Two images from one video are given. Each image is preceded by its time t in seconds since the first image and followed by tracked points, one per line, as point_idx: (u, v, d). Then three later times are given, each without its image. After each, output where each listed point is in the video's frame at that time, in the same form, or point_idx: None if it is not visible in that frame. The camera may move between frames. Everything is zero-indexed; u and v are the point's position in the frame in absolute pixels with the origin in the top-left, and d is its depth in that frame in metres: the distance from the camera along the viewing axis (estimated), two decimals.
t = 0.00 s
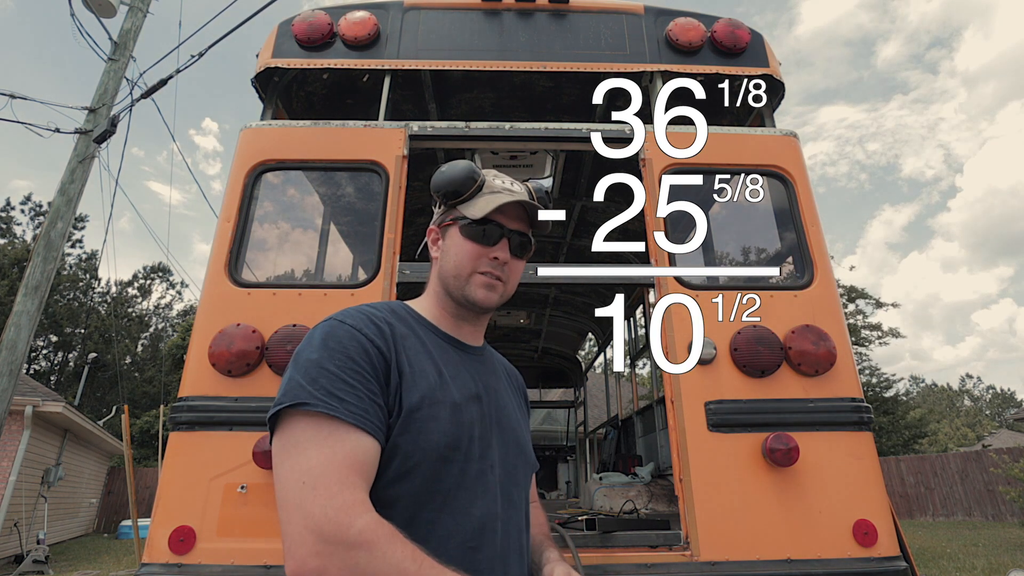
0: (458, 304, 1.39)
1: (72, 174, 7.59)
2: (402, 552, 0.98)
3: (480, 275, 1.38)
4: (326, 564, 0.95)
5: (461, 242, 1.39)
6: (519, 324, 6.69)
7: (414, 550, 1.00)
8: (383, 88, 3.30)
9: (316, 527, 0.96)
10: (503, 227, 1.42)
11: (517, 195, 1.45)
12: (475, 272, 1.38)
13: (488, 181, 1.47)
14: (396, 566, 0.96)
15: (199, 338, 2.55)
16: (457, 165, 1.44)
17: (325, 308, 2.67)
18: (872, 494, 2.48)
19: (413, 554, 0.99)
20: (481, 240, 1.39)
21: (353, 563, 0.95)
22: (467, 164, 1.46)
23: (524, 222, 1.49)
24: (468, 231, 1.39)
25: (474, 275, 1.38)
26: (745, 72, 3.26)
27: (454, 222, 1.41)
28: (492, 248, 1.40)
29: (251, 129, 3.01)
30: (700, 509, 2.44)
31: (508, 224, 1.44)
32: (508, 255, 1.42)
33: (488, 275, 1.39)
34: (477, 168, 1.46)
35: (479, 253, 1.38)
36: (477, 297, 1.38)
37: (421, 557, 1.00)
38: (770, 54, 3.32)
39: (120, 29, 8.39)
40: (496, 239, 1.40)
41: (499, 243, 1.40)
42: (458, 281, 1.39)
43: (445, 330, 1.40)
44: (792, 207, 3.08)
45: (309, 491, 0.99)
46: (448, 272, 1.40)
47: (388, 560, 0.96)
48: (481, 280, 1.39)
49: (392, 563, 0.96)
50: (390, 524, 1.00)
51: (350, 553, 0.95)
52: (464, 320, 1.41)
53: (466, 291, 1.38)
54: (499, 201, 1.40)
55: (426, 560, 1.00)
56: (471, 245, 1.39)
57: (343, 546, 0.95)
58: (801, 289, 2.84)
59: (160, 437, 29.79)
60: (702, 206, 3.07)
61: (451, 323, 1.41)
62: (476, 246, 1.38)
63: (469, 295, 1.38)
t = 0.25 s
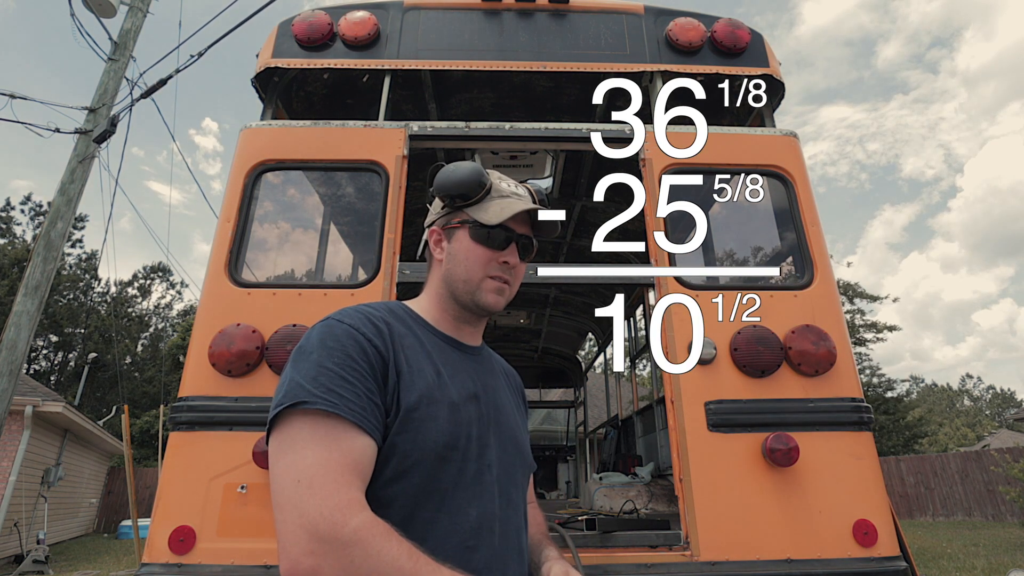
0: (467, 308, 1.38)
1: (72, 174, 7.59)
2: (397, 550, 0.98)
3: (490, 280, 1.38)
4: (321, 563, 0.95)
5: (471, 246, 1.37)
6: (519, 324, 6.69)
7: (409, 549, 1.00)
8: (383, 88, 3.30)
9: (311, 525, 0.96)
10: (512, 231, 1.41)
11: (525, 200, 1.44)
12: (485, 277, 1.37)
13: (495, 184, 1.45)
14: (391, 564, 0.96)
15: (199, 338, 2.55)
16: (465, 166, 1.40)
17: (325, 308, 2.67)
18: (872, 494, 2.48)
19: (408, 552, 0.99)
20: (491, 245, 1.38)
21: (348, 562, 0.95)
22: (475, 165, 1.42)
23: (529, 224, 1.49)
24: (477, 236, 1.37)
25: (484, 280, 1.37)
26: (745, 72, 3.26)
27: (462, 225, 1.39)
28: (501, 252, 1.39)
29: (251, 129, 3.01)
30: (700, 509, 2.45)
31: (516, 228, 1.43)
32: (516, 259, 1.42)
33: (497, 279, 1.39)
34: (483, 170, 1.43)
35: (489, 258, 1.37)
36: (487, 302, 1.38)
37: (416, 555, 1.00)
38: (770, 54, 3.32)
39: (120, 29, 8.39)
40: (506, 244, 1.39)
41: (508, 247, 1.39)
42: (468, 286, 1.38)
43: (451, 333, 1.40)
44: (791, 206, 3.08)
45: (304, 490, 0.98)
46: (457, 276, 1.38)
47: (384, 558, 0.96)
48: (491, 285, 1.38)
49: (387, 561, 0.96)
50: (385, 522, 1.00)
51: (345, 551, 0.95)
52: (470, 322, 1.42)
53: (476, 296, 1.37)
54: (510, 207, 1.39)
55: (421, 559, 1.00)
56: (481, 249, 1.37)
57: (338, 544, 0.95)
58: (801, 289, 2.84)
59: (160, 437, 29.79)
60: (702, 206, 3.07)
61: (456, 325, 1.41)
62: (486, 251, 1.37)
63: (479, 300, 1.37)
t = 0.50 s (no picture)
0: (467, 309, 1.38)
1: (72, 174, 7.59)
2: (398, 547, 0.97)
3: (490, 282, 1.38)
4: (320, 561, 0.94)
5: (471, 247, 1.37)
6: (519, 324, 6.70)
7: (410, 546, 1.00)
8: (383, 88, 3.30)
9: (311, 523, 0.96)
10: (512, 232, 1.41)
11: (525, 201, 1.44)
12: (485, 278, 1.37)
13: (495, 185, 1.45)
14: (391, 561, 0.96)
15: (198, 338, 2.55)
16: (465, 166, 1.39)
17: (325, 308, 2.67)
18: (872, 494, 2.48)
19: (408, 549, 0.99)
20: (491, 245, 1.38)
21: (348, 560, 0.94)
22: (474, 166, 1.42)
23: (529, 226, 1.49)
24: (477, 236, 1.37)
25: (484, 281, 1.37)
26: (745, 72, 3.26)
27: (462, 226, 1.39)
28: (502, 253, 1.39)
29: (251, 129, 3.01)
30: (700, 509, 2.45)
31: (516, 229, 1.43)
32: (516, 260, 1.42)
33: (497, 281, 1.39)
34: (483, 171, 1.43)
35: (489, 259, 1.37)
36: (487, 303, 1.38)
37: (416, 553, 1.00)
38: (770, 54, 3.32)
39: (120, 29, 8.39)
40: (506, 246, 1.39)
41: (508, 248, 1.39)
42: (467, 287, 1.38)
43: (450, 332, 1.40)
44: (791, 207, 3.08)
45: (304, 488, 0.98)
46: (456, 277, 1.38)
47: (383, 556, 0.96)
48: (491, 286, 1.38)
49: (388, 558, 0.96)
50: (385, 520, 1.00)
51: (345, 549, 0.95)
52: (469, 322, 1.42)
53: (476, 297, 1.37)
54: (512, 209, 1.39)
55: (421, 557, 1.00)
56: (481, 250, 1.37)
57: (338, 543, 0.95)
58: (801, 289, 2.84)
59: (160, 437, 29.79)
60: (702, 206, 3.07)
61: (455, 324, 1.41)
62: (486, 252, 1.37)
63: (479, 301, 1.37)
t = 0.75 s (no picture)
0: (464, 311, 1.39)
1: (72, 174, 7.59)
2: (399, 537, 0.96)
3: (487, 285, 1.38)
4: (318, 558, 0.92)
5: (469, 249, 1.37)
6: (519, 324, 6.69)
7: (410, 536, 0.98)
8: (383, 88, 3.30)
9: (308, 519, 0.94)
10: (511, 236, 1.40)
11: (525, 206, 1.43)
12: (483, 282, 1.37)
13: (496, 187, 1.44)
14: (391, 551, 0.94)
15: (198, 338, 2.55)
16: (466, 167, 1.38)
17: (325, 308, 2.67)
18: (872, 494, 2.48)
19: (408, 538, 0.97)
20: (490, 249, 1.37)
21: (348, 554, 0.93)
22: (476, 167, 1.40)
23: (529, 228, 1.48)
24: (476, 239, 1.37)
25: (482, 284, 1.37)
26: (745, 72, 3.26)
27: (461, 228, 1.39)
28: (500, 257, 1.38)
29: (251, 129, 3.01)
30: (700, 509, 2.45)
31: (515, 233, 1.43)
32: (514, 263, 1.42)
33: (495, 284, 1.39)
34: (485, 172, 1.42)
35: (487, 262, 1.37)
36: (484, 307, 1.38)
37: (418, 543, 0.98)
38: (770, 54, 3.32)
39: (120, 29, 8.39)
40: (505, 250, 1.38)
41: (507, 252, 1.39)
42: (465, 289, 1.38)
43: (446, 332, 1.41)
44: (791, 207, 3.08)
45: (302, 485, 0.97)
46: (454, 279, 1.38)
47: (383, 546, 0.94)
48: (488, 289, 1.38)
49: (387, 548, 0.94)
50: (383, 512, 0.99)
51: (343, 543, 0.93)
52: (466, 323, 1.42)
53: (473, 300, 1.38)
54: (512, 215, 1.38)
55: (424, 546, 0.98)
56: (479, 253, 1.37)
57: (337, 537, 0.93)
58: (801, 289, 2.84)
59: (160, 437, 29.79)
60: (702, 206, 3.08)
61: (452, 325, 1.42)
62: (485, 256, 1.37)
63: (476, 304, 1.38)
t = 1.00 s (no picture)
0: (458, 312, 1.39)
1: (72, 174, 7.59)
2: (397, 525, 0.95)
3: (480, 287, 1.38)
4: (317, 556, 0.92)
5: (462, 251, 1.37)
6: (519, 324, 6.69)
7: (410, 521, 0.97)
8: (383, 88, 3.30)
9: (305, 517, 0.94)
10: (505, 238, 1.39)
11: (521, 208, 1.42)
12: (476, 283, 1.37)
13: (491, 188, 1.44)
14: (390, 538, 0.93)
15: (199, 338, 2.55)
16: (460, 168, 1.37)
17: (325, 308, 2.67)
18: (872, 494, 2.48)
19: (406, 525, 0.95)
20: (483, 250, 1.36)
21: (345, 548, 0.92)
22: (471, 167, 1.39)
23: (525, 230, 1.46)
24: (469, 241, 1.37)
25: (475, 286, 1.37)
26: (745, 73, 3.26)
27: (455, 229, 1.39)
28: (494, 259, 1.38)
29: (251, 129, 3.01)
30: (700, 509, 2.45)
31: (511, 235, 1.41)
32: (509, 265, 1.41)
33: (489, 285, 1.38)
34: (480, 173, 1.41)
35: (481, 264, 1.37)
36: (478, 308, 1.38)
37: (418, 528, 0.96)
38: (770, 54, 3.32)
39: (120, 29, 8.39)
40: (499, 252, 1.37)
41: (501, 253, 1.38)
42: (458, 291, 1.38)
43: (443, 329, 1.41)
44: (791, 207, 3.08)
45: (298, 484, 0.97)
46: (447, 280, 1.38)
47: (381, 534, 0.93)
48: (482, 290, 1.38)
49: (386, 536, 0.93)
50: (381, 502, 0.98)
51: (341, 537, 0.93)
52: (462, 323, 1.42)
53: (467, 301, 1.38)
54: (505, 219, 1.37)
55: (424, 530, 0.96)
56: (473, 255, 1.36)
57: (334, 532, 0.93)
58: (801, 289, 2.84)
59: (160, 437, 29.79)
60: (702, 206, 3.07)
61: (448, 325, 1.42)
62: (478, 258, 1.36)
63: (469, 305, 1.38)
